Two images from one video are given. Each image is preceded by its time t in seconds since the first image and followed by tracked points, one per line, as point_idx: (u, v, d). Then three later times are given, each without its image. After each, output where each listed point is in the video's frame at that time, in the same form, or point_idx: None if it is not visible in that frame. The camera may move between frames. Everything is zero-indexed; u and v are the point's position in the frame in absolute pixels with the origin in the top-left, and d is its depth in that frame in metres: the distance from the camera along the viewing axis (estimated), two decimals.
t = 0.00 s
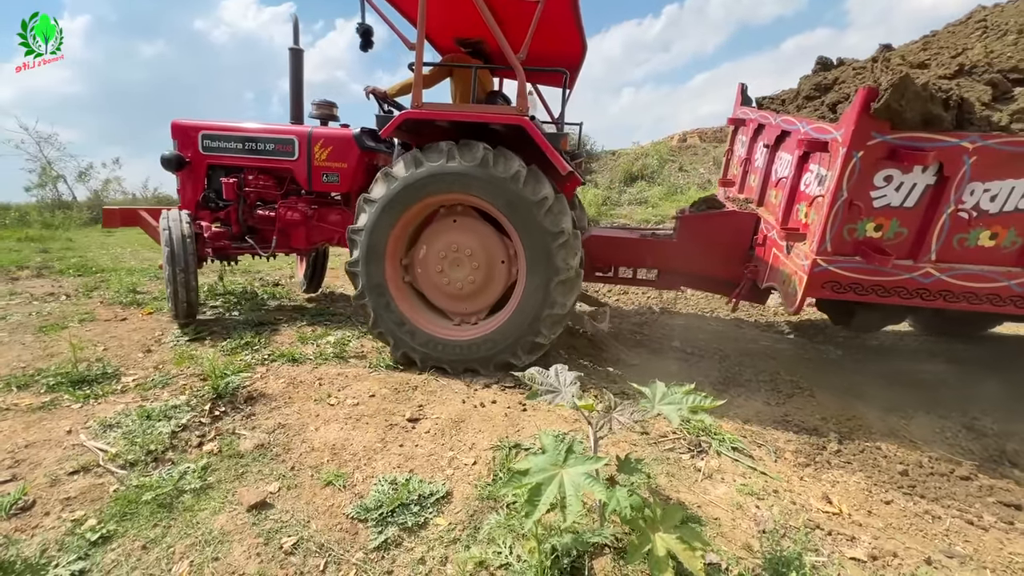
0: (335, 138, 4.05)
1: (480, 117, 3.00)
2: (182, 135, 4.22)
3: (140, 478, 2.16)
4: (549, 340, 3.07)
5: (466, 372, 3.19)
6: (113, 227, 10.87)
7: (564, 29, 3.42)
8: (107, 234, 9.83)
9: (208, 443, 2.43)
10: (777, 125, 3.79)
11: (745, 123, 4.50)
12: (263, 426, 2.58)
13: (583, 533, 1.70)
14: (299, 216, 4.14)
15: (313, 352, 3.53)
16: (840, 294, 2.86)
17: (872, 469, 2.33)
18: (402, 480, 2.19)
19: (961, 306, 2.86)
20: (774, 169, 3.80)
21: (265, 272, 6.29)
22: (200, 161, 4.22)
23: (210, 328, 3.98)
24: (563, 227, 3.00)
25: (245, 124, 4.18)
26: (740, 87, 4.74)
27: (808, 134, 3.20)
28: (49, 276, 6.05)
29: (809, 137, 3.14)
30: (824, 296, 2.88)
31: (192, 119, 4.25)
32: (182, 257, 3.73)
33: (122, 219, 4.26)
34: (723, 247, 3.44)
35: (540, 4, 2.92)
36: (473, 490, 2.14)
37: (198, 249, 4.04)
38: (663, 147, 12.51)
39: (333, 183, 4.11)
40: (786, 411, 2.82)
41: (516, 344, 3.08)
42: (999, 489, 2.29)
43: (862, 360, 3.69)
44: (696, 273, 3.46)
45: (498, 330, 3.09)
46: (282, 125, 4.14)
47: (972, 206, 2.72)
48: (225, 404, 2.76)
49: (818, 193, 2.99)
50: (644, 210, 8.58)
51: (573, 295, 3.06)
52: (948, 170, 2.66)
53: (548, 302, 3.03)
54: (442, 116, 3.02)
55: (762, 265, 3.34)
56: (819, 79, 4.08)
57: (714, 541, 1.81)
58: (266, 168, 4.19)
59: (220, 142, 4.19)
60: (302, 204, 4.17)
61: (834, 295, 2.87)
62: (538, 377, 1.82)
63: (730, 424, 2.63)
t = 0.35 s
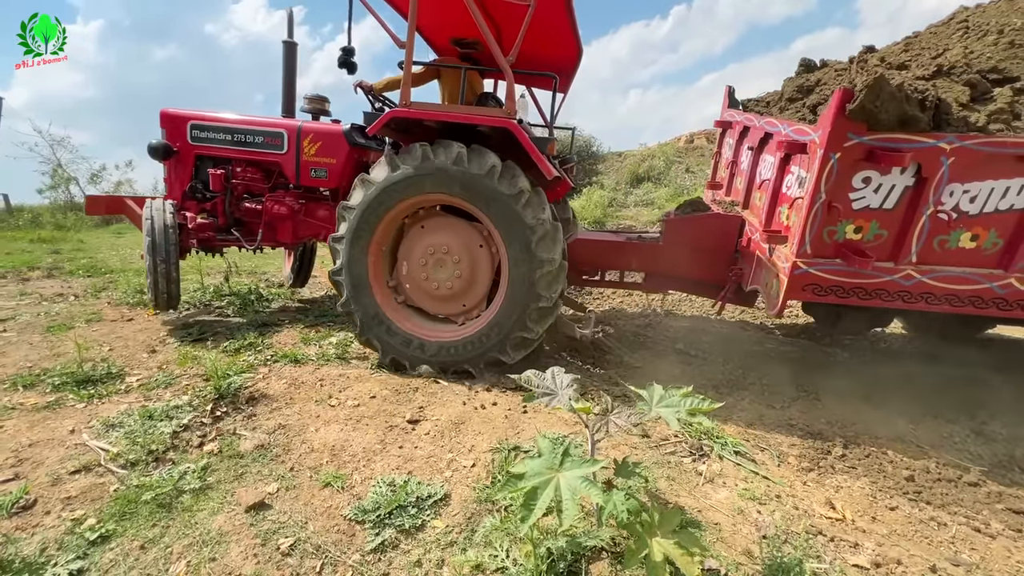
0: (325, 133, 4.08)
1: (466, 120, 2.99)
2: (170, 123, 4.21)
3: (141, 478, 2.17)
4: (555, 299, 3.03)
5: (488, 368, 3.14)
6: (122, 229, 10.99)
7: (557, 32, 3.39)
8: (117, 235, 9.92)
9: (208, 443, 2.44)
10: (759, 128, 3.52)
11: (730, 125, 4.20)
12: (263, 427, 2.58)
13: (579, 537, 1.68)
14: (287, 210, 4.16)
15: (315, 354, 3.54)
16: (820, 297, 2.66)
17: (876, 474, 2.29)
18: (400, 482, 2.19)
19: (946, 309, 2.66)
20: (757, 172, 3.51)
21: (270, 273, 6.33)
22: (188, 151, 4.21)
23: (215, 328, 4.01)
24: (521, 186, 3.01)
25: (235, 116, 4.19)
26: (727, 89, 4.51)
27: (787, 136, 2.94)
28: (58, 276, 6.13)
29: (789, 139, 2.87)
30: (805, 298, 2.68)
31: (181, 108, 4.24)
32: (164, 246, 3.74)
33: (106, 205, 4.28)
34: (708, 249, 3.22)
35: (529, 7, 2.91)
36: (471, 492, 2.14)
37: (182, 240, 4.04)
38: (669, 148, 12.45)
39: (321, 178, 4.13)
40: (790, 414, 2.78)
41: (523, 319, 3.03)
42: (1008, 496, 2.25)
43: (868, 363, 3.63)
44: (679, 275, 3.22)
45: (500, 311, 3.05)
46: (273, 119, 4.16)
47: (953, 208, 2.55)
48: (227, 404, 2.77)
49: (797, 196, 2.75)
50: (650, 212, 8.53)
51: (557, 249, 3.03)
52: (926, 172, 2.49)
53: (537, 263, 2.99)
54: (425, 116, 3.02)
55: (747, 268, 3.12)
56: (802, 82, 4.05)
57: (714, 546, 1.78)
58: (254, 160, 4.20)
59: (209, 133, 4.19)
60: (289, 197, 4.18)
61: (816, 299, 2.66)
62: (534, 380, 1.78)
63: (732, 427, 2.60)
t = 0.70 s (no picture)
0: (330, 124, 4.11)
1: (472, 129, 3.00)
2: (176, 99, 4.22)
3: (146, 480, 2.18)
4: (554, 263, 2.99)
5: (512, 355, 3.07)
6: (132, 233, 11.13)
7: (576, 41, 3.41)
8: (128, 240, 10.05)
9: (213, 446, 2.46)
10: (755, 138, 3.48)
11: (727, 133, 4.15)
12: (267, 431, 2.60)
13: (581, 545, 1.67)
14: (287, 197, 4.20)
15: (320, 358, 3.56)
16: (819, 311, 2.59)
17: (884, 484, 2.25)
18: (402, 487, 2.19)
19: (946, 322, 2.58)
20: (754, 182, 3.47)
21: (277, 277, 6.37)
22: (192, 128, 4.24)
23: (222, 332, 4.04)
24: (482, 166, 2.99)
25: (242, 97, 4.21)
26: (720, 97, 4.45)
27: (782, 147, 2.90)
28: (71, 280, 6.23)
29: (784, 150, 2.83)
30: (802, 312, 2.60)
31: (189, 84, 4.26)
32: (157, 222, 3.70)
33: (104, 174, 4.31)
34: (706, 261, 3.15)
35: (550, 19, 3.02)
36: (473, 498, 2.13)
37: (177, 216, 4.07)
38: (677, 153, 12.41)
39: (323, 169, 4.17)
40: (796, 422, 2.74)
41: (528, 294, 2.97)
42: (1021, 507, 2.20)
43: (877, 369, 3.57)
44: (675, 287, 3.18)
45: (503, 294, 3.00)
46: (279, 104, 4.19)
47: (953, 220, 2.49)
48: (232, 408, 2.79)
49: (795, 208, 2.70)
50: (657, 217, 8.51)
51: (537, 215, 3.02)
52: (924, 184, 2.43)
53: (523, 236, 2.95)
54: (432, 121, 3.03)
55: (745, 281, 3.06)
56: (796, 90, 3.99)
57: (718, 555, 1.76)
58: (257, 144, 4.22)
59: (214, 112, 4.21)
60: (290, 184, 4.22)
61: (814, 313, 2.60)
62: (535, 386, 1.78)
63: (737, 434, 2.57)
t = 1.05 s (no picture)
0: (360, 121, 4.13)
1: (497, 145, 3.06)
2: (216, 82, 4.33)
3: (165, 487, 2.21)
4: (565, 268, 3.00)
5: (528, 363, 3.06)
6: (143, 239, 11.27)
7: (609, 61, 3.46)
8: (140, 247, 10.19)
9: (230, 453, 2.48)
10: (767, 154, 3.48)
11: (737, 147, 4.17)
12: (283, 439, 2.62)
13: (598, 556, 1.68)
14: (313, 187, 4.29)
15: (333, 365, 3.59)
16: (836, 331, 2.53)
17: (901, 496, 2.24)
18: (417, 496, 2.20)
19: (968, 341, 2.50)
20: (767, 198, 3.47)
21: (288, 285, 6.44)
22: (228, 112, 4.34)
23: (236, 339, 4.09)
24: (490, 174, 3.03)
25: (279, 87, 4.28)
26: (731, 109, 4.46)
27: (797, 166, 2.86)
28: (85, 287, 6.32)
29: (798, 168, 2.81)
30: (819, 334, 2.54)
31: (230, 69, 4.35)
32: (186, 200, 3.79)
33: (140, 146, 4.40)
34: (719, 278, 3.15)
35: (587, 45, 2.92)
36: (487, 507, 2.14)
37: (206, 196, 4.21)
38: (684, 161, 12.42)
39: (350, 165, 4.19)
40: (809, 432, 2.73)
41: (540, 300, 2.98)
42: None
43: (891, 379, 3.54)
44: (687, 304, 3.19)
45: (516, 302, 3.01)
46: (314, 96, 4.25)
47: (973, 239, 2.43)
48: (247, 415, 2.82)
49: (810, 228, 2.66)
50: (664, 225, 8.51)
51: (545, 220, 3.03)
52: (942, 204, 2.39)
53: (533, 242, 2.97)
54: (460, 132, 3.08)
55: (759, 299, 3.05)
56: (808, 107, 4.02)
57: (733, 567, 1.76)
58: (289, 134, 4.29)
59: (251, 99, 4.28)
60: (317, 176, 4.30)
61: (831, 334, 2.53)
62: (552, 396, 1.79)
63: (751, 445, 2.56)
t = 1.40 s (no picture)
0: (380, 128, 4.19)
1: (523, 155, 3.08)
2: (237, 86, 4.37)
3: (175, 497, 2.21)
4: (582, 291, 3.01)
5: (534, 379, 3.07)
6: (150, 246, 11.35)
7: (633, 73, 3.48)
8: (147, 253, 10.26)
9: (239, 463, 2.48)
10: (784, 165, 3.46)
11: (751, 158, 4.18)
12: (292, 449, 2.62)
13: (612, 572, 1.66)
14: (329, 192, 4.31)
15: (341, 374, 3.59)
16: (858, 344, 2.51)
17: (919, 512, 2.20)
18: (428, 509, 2.19)
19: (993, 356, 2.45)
20: (784, 209, 3.45)
21: (295, 292, 6.45)
22: (248, 116, 4.37)
23: (244, 347, 4.10)
24: (520, 188, 3.04)
25: (300, 93, 4.33)
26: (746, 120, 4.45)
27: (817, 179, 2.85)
28: (94, 293, 6.36)
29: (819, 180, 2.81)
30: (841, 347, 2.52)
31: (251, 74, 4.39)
32: (204, 207, 3.82)
33: (159, 150, 4.45)
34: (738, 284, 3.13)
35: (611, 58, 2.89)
36: (499, 521, 2.12)
37: (222, 201, 4.25)
38: (689, 169, 12.41)
39: (367, 171, 4.23)
40: (823, 445, 2.69)
41: (557, 320, 3.01)
42: None
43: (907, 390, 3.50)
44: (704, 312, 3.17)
45: (533, 319, 3.03)
46: (334, 103, 4.29)
47: (1001, 252, 2.37)
48: (257, 424, 2.82)
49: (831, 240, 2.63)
50: (673, 232, 8.49)
51: (570, 241, 3.05)
52: (969, 217, 2.34)
53: (557, 262, 2.99)
54: (485, 141, 3.10)
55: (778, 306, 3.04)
56: (828, 117, 3.93)
57: None
58: (308, 139, 4.32)
59: (271, 103, 4.32)
60: (334, 181, 4.33)
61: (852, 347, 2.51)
62: (566, 411, 1.78)
63: (764, 458, 2.53)
